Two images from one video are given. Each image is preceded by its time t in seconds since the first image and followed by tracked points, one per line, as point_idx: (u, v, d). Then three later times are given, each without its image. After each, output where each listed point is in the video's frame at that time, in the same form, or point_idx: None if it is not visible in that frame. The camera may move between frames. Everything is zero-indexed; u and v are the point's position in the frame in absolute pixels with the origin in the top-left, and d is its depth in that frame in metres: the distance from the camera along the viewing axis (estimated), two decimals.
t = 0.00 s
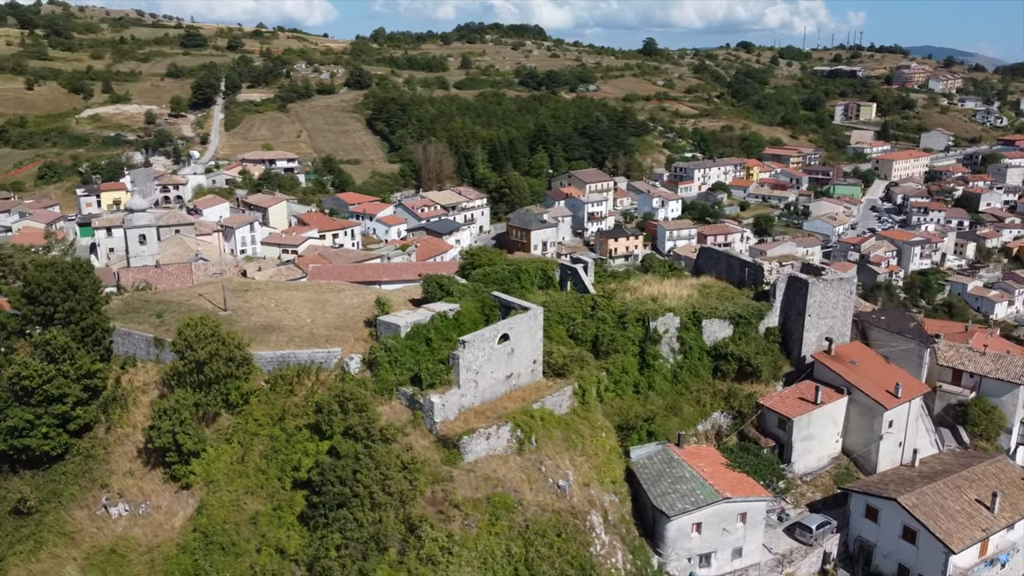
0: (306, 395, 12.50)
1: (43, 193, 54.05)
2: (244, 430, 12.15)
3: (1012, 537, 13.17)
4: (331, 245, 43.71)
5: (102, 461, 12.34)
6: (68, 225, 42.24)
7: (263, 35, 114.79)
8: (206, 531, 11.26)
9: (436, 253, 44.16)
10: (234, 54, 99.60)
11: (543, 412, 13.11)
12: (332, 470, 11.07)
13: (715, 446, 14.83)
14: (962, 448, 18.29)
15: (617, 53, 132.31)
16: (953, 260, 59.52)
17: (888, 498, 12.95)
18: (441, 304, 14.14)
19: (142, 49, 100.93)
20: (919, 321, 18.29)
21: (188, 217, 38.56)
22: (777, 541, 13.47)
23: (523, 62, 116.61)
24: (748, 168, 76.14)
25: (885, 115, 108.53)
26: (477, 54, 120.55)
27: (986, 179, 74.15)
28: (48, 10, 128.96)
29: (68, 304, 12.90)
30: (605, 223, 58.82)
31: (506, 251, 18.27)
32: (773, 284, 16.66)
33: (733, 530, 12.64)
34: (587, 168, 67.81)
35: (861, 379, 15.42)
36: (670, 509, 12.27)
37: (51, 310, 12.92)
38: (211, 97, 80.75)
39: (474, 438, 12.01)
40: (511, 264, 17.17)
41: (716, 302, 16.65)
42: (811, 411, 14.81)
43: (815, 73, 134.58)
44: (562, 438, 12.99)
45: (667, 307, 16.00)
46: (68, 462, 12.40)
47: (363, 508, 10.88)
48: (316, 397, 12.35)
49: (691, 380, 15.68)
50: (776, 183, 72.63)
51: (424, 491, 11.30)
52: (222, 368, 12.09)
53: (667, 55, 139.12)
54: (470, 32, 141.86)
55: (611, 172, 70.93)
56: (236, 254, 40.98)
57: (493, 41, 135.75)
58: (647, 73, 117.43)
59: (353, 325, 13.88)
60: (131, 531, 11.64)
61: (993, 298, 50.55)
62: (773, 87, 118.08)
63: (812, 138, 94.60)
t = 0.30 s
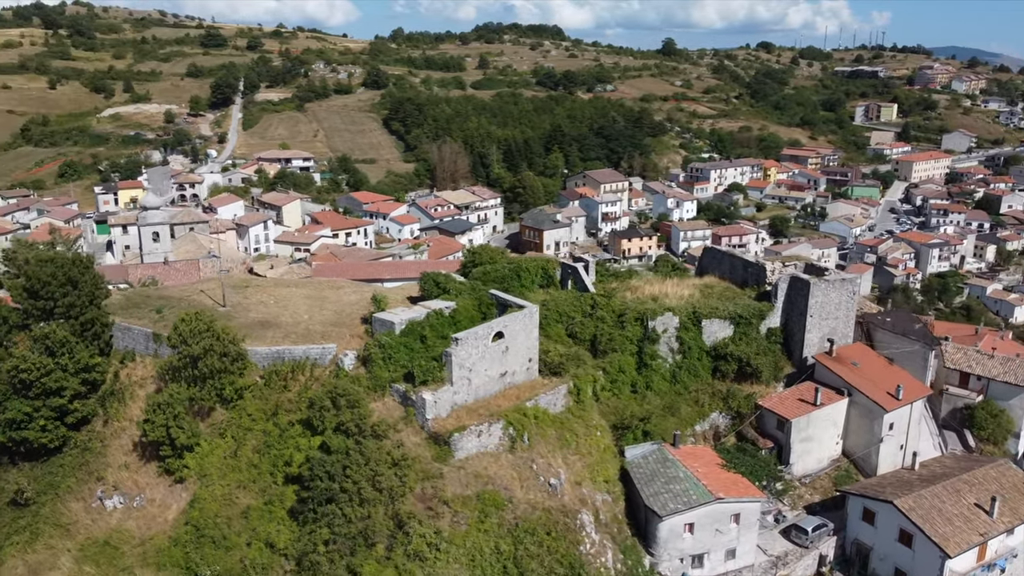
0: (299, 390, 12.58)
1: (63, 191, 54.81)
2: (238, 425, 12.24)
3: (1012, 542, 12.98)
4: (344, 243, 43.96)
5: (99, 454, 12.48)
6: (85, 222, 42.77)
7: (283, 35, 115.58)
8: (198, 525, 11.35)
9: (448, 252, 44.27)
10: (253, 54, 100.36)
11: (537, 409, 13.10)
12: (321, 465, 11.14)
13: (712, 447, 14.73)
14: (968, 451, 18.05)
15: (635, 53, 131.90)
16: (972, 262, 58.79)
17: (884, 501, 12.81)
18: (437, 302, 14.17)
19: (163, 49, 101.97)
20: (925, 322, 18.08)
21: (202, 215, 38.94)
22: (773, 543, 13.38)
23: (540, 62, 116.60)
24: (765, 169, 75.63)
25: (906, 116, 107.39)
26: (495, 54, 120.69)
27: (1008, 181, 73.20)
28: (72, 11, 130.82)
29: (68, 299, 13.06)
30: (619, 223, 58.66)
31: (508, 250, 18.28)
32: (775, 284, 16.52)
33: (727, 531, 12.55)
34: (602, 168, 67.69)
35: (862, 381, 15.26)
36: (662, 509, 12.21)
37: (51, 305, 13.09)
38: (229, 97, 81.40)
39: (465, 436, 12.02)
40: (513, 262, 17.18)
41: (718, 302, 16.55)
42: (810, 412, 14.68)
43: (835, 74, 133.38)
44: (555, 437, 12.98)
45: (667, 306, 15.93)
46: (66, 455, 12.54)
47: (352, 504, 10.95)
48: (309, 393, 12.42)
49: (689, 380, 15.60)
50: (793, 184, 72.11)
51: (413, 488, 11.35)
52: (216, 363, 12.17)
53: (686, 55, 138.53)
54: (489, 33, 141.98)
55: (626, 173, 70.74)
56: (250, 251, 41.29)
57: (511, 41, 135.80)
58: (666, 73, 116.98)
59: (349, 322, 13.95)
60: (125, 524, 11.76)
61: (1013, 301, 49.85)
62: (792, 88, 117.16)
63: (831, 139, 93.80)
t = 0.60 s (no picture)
0: (293, 386, 12.67)
1: (84, 189, 55.60)
2: (232, 419, 12.35)
3: (1012, 548, 12.78)
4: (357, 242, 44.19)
5: (96, 447, 12.63)
6: (103, 220, 43.33)
7: (303, 36, 116.45)
8: (190, 518, 11.45)
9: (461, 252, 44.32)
10: (273, 55, 101.14)
11: (530, 408, 13.09)
12: (312, 460, 11.20)
13: (709, 447, 14.63)
14: (975, 455, 17.85)
15: (655, 54, 131.46)
16: (993, 266, 58.00)
17: (880, 503, 12.69)
18: (434, 300, 14.21)
19: (185, 49, 103.06)
20: (931, 325, 17.89)
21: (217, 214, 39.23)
22: (768, 545, 13.27)
23: (559, 62, 116.51)
24: (783, 171, 74.96)
25: (929, 117, 106.18)
26: (514, 55, 120.86)
27: None
28: (98, 12, 132.74)
29: (69, 294, 13.28)
30: (634, 224, 58.41)
31: (510, 248, 18.28)
32: (776, 285, 16.41)
33: (719, 532, 12.47)
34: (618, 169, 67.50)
35: (863, 383, 15.11)
36: (654, 509, 12.15)
37: (52, 300, 13.30)
38: (249, 97, 82.05)
39: (456, 433, 12.04)
40: (514, 261, 17.19)
41: (718, 302, 16.46)
42: (809, 414, 14.55)
43: (857, 75, 132.07)
44: (548, 435, 12.99)
45: (667, 306, 15.86)
46: (64, 448, 12.72)
47: (341, 500, 11.00)
48: (303, 388, 12.50)
49: (688, 380, 15.52)
50: (812, 185, 71.51)
51: (403, 484, 11.39)
52: (211, 358, 12.27)
53: (706, 56, 137.87)
54: (508, 33, 142.13)
55: (642, 174, 70.50)
56: (264, 250, 41.57)
57: (531, 41, 135.81)
58: (685, 74, 116.48)
59: (346, 318, 14.01)
60: (119, 516, 11.88)
61: None
62: (813, 88, 116.21)
63: (851, 140, 92.93)
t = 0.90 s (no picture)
0: (287, 382, 12.76)
1: (105, 187, 56.38)
2: (226, 414, 12.47)
3: (1010, 555, 12.60)
4: (371, 241, 44.36)
5: (95, 441, 12.83)
6: (122, 218, 43.91)
7: (324, 36, 117.34)
8: (182, 511, 11.58)
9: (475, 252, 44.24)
10: (294, 55, 101.93)
11: (522, 407, 13.11)
12: (302, 455, 11.28)
13: (705, 448, 14.55)
14: (980, 461, 17.59)
15: (675, 55, 130.95)
16: (1015, 269, 57.09)
17: (875, 507, 12.55)
18: (430, 298, 14.27)
19: (207, 50, 104.20)
20: (938, 327, 17.65)
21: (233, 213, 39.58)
22: (762, 547, 13.18)
23: (579, 63, 116.43)
24: (803, 172, 74.44)
25: (954, 119, 104.73)
26: (534, 56, 120.96)
27: None
28: (124, 13, 134.63)
29: (70, 289, 13.48)
30: (650, 225, 58.15)
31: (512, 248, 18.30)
32: (777, 286, 16.29)
33: (711, 533, 12.40)
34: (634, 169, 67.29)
35: (863, 385, 14.96)
36: (644, 509, 12.11)
37: (53, 296, 13.49)
38: (269, 97, 82.72)
39: (446, 431, 12.08)
40: (515, 260, 17.21)
41: (719, 303, 16.37)
42: (807, 416, 14.43)
43: (881, 75, 130.60)
44: (541, 435, 13.03)
45: (666, 307, 15.81)
46: (63, 441, 12.93)
47: (330, 496, 11.07)
48: (296, 385, 12.60)
49: (686, 381, 15.45)
50: (831, 187, 70.81)
51: (392, 482, 11.44)
52: (206, 353, 12.41)
53: (728, 57, 137.08)
54: (528, 34, 142.24)
55: (659, 175, 70.23)
56: (279, 248, 41.90)
57: (551, 41, 135.82)
58: (705, 74, 115.90)
59: (343, 316, 14.09)
60: (114, 508, 12.05)
61: None
62: (836, 89, 115.10)
63: (872, 142, 91.92)
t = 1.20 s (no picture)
0: (282, 379, 12.90)
1: (126, 185, 57.08)
2: (222, 410, 12.63)
3: (1008, 562, 12.43)
4: (386, 240, 44.53)
5: (94, 435, 13.01)
6: (141, 216, 44.49)
7: (346, 36, 118.10)
8: (176, 505, 11.74)
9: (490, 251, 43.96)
10: (315, 54, 102.61)
11: (516, 406, 13.15)
12: (293, 451, 11.40)
13: (702, 450, 14.49)
14: (987, 466, 17.34)
15: (697, 54, 130.24)
16: None
17: (870, 511, 12.44)
18: (427, 296, 14.34)
19: (230, 49, 105.23)
20: (944, 330, 17.44)
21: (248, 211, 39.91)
22: (757, 550, 13.11)
23: (599, 62, 116.19)
24: (823, 172, 73.75)
25: (980, 119, 103.11)
26: (554, 55, 120.80)
27: None
28: (149, 13, 136.35)
29: (72, 285, 13.73)
30: (666, 225, 57.86)
31: (513, 247, 18.34)
32: (778, 288, 16.17)
33: (703, 535, 12.36)
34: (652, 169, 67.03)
35: (864, 388, 14.84)
36: (635, 510, 12.09)
37: (57, 291, 13.75)
38: (290, 96, 83.37)
39: (438, 429, 12.16)
40: (516, 260, 17.26)
41: (720, 304, 16.30)
42: (805, 419, 14.33)
43: (906, 75, 128.91)
44: (534, 434, 13.07)
45: (665, 307, 15.77)
46: (64, 434, 13.15)
47: (320, 491, 11.17)
48: (291, 382, 12.73)
49: (685, 383, 15.39)
50: (852, 187, 70.02)
51: (382, 479, 11.53)
52: (202, 350, 12.59)
53: (750, 56, 136.05)
54: (549, 33, 142.19)
55: (677, 175, 69.88)
56: (294, 247, 42.21)
57: (572, 41, 135.66)
58: (726, 74, 115.14)
59: (340, 314, 14.20)
60: (112, 502, 12.24)
61: None
62: (860, 89, 113.73)
63: (895, 142, 90.74)
